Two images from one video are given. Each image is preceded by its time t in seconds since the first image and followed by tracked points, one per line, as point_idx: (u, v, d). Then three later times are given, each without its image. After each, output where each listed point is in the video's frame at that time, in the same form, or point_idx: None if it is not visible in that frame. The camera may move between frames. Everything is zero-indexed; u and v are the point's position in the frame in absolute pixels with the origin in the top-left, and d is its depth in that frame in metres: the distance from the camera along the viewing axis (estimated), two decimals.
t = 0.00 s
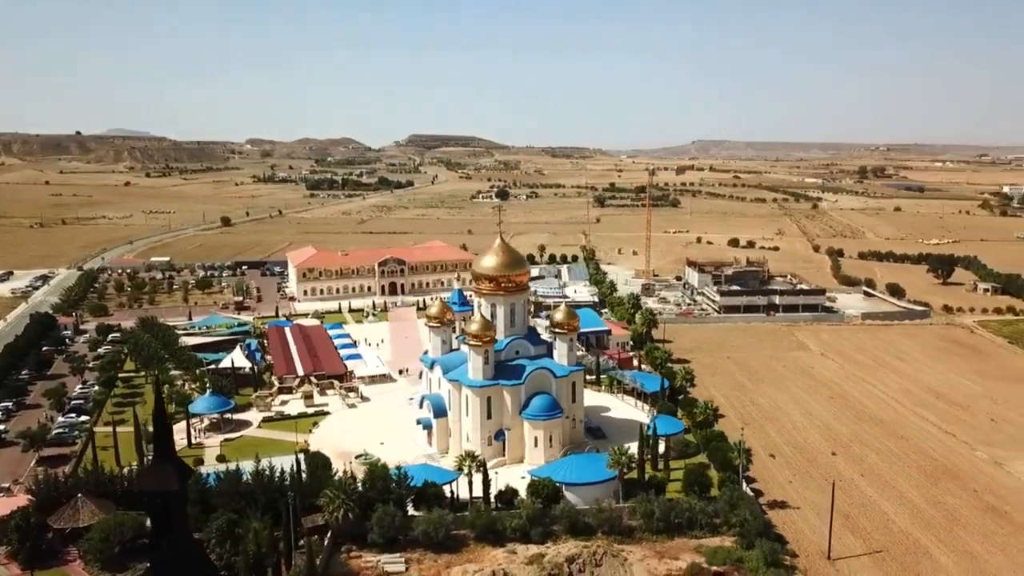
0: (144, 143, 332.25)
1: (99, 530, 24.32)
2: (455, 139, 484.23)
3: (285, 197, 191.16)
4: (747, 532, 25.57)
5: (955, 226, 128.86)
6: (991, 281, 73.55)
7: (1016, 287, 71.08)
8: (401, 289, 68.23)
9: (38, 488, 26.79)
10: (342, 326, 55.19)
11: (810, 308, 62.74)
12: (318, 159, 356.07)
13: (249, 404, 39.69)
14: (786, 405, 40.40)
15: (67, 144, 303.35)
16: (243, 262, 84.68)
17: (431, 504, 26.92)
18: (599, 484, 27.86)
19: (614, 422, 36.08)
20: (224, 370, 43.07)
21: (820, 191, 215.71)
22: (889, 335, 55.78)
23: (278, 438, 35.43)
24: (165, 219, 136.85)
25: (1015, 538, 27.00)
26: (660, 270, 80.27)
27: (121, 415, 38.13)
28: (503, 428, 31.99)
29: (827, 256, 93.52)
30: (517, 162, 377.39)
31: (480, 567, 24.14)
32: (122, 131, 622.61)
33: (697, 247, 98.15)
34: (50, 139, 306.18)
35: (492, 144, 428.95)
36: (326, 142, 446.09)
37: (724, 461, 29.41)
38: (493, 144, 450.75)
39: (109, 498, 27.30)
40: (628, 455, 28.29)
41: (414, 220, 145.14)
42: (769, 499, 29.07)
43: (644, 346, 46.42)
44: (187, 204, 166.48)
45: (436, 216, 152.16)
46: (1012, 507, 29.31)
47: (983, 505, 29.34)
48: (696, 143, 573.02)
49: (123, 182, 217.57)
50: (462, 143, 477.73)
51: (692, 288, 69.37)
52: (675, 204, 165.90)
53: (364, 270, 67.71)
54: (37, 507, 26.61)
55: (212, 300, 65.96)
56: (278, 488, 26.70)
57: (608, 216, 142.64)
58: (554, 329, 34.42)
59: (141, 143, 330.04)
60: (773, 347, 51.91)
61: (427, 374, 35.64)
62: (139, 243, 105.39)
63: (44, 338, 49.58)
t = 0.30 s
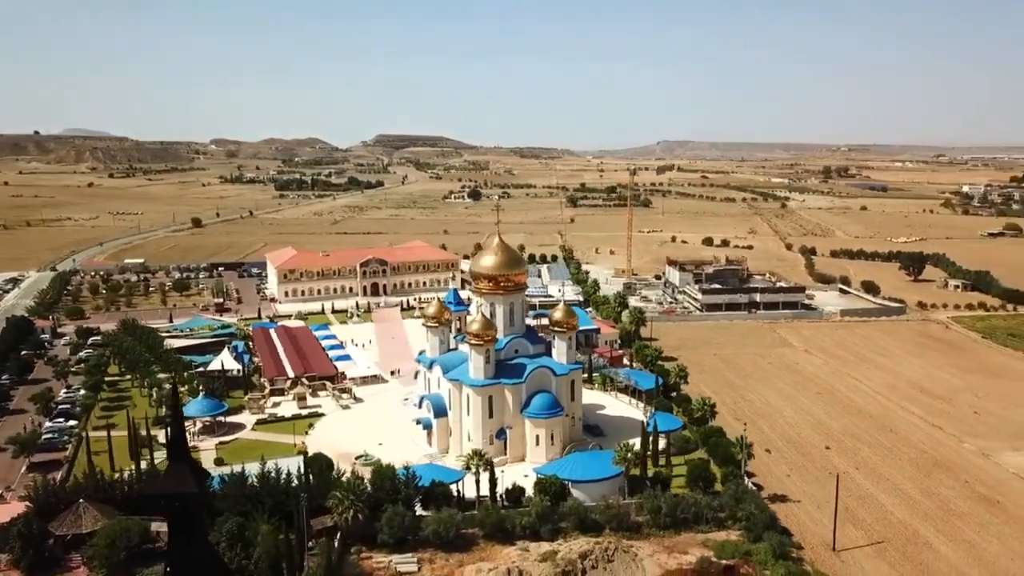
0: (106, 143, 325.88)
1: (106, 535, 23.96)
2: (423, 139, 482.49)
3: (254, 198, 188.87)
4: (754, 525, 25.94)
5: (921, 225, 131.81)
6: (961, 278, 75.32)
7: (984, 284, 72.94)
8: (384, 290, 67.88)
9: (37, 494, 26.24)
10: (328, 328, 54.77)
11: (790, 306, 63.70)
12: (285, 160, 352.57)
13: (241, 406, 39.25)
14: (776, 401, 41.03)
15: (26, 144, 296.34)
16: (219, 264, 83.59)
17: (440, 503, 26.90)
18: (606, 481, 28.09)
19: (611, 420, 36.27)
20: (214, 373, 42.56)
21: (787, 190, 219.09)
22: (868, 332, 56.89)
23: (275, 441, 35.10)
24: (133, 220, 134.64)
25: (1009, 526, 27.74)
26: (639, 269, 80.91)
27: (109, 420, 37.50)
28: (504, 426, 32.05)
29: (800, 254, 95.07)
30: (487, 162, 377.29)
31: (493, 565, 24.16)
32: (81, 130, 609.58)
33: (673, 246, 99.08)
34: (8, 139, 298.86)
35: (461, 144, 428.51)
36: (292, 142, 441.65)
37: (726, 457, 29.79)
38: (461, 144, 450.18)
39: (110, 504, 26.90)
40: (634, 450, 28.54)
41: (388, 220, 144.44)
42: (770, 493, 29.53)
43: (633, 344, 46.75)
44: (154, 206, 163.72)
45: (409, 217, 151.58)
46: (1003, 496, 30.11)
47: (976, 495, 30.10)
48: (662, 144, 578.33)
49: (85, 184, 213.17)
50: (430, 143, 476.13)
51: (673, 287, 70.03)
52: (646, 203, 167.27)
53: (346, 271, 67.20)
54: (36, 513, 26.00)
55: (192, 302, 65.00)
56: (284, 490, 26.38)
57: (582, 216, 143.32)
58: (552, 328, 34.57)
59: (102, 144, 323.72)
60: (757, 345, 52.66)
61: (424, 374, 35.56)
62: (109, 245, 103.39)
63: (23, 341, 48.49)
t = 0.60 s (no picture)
0: (68, 143, 319.35)
1: (116, 540, 23.67)
2: (392, 140, 480.67)
3: (224, 199, 186.47)
4: (761, 519, 26.33)
5: (889, 223, 134.44)
6: (934, 274, 76.94)
7: (957, 280, 74.67)
8: (367, 290, 67.47)
9: (39, 500, 25.72)
10: (315, 329, 54.33)
11: (771, 303, 64.62)
12: (253, 160, 348.65)
13: (235, 408, 38.84)
14: (768, 397, 41.59)
15: None
16: (196, 265, 82.48)
17: (450, 502, 26.91)
18: (614, 477, 28.37)
19: (609, 417, 36.43)
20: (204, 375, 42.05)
21: (756, 189, 222.01)
22: (849, 329, 57.92)
23: (272, 443, 34.78)
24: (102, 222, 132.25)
25: (1004, 516, 28.51)
26: (620, 268, 81.43)
27: (100, 424, 36.92)
28: (508, 425, 32.11)
29: (776, 253, 96.43)
30: (457, 162, 376.79)
31: (509, 563, 24.21)
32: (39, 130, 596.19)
33: (650, 245, 99.92)
34: None
35: (431, 144, 427.31)
36: (259, 142, 436.81)
37: (729, 452, 30.17)
38: (431, 144, 449.03)
39: (113, 509, 26.57)
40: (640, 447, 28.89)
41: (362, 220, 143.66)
42: (772, 488, 29.99)
43: (624, 341, 47.06)
44: (122, 207, 160.90)
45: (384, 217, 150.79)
46: (996, 487, 30.92)
47: (969, 486, 30.85)
48: (629, 146, 583.35)
49: (48, 185, 208.54)
50: (400, 143, 474.07)
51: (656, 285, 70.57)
52: (620, 203, 168.36)
53: (329, 272, 66.71)
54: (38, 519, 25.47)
55: (172, 304, 64.12)
56: (294, 492, 26.27)
57: (557, 216, 143.86)
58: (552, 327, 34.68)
59: (64, 143, 317.12)
60: (743, 342, 53.32)
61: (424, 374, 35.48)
62: (79, 247, 101.48)
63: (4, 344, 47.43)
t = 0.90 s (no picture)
0: (33, 143, 312.95)
1: (128, 545, 23.34)
2: (364, 140, 477.84)
3: (197, 199, 184.00)
4: (771, 513, 26.68)
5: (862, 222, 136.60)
6: (911, 272, 78.35)
7: (933, 278, 76.20)
8: (353, 291, 67.05)
9: (44, 505, 25.25)
10: (305, 330, 53.91)
11: (756, 301, 65.39)
12: (223, 160, 344.59)
13: (232, 410, 38.45)
14: (762, 393, 42.13)
15: None
16: (176, 267, 81.35)
17: (462, 502, 26.91)
18: (624, 474, 28.57)
19: (610, 416, 36.68)
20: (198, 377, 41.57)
21: (729, 189, 224.39)
22: (834, 326, 58.82)
23: (273, 445, 34.49)
24: (74, 223, 129.82)
25: (1002, 506, 29.21)
26: (603, 267, 81.86)
27: (95, 428, 36.33)
28: (512, 424, 32.20)
29: (755, 252, 97.55)
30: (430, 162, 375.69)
31: (525, 561, 24.28)
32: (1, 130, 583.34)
33: (631, 244, 100.52)
34: None
35: (403, 144, 425.50)
36: (229, 143, 431.72)
37: (734, 449, 30.55)
38: (403, 144, 447.29)
39: (120, 514, 26.17)
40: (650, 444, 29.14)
41: (340, 221, 142.71)
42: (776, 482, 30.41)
43: (617, 340, 47.34)
44: (93, 207, 158.07)
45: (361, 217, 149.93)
46: (992, 479, 31.66)
47: (966, 479, 31.53)
48: (601, 146, 586.06)
49: (15, 185, 204.04)
50: (372, 143, 471.60)
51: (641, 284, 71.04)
52: (596, 203, 169.14)
53: (314, 273, 66.21)
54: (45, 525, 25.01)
55: (155, 306, 63.19)
56: (306, 494, 26.11)
57: (535, 216, 144.19)
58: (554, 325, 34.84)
59: (29, 143, 310.71)
60: (732, 340, 53.95)
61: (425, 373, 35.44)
62: (52, 248, 99.55)
63: None
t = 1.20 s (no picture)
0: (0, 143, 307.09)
1: (142, 548, 23.04)
2: (338, 140, 475.15)
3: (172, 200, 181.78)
4: (780, 508, 27.01)
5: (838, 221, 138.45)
6: (891, 270, 79.55)
7: (913, 276, 77.49)
8: (341, 291, 66.65)
9: (50, 511, 24.82)
10: (297, 331, 53.48)
11: (742, 300, 66.08)
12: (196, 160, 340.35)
13: (230, 412, 38.06)
14: (757, 390, 42.58)
15: None
16: (158, 268, 80.32)
17: (474, 501, 26.90)
18: (633, 471, 28.85)
19: (611, 414, 36.85)
20: (194, 378, 41.24)
21: (705, 189, 226.42)
22: (821, 324, 59.59)
23: (275, 446, 34.21)
24: (48, 224, 127.65)
25: (1000, 498, 29.80)
26: (589, 266, 82.21)
27: (91, 431, 35.78)
28: (518, 423, 32.25)
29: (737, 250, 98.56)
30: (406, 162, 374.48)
31: (541, 559, 24.34)
32: None
33: (614, 243, 101.05)
34: None
35: (379, 144, 423.54)
36: (202, 143, 426.87)
37: (739, 445, 30.85)
38: (378, 144, 445.34)
39: (128, 518, 25.80)
40: (658, 441, 29.38)
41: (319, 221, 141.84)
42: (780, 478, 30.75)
43: (612, 338, 47.55)
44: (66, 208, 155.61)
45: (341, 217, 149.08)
46: (988, 472, 32.27)
47: (963, 472, 32.13)
48: (576, 146, 588.45)
49: None
50: (347, 143, 468.44)
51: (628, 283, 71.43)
52: (576, 203, 169.75)
53: (302, 273, 65.72)
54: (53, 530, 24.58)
55: (141, 307, 62.35)
56: (317, 495, 25.95)
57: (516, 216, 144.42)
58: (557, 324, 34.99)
59: None
60: (723, 339, 54.45)
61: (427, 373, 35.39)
62: (28, 250, 97.79)
63: None
